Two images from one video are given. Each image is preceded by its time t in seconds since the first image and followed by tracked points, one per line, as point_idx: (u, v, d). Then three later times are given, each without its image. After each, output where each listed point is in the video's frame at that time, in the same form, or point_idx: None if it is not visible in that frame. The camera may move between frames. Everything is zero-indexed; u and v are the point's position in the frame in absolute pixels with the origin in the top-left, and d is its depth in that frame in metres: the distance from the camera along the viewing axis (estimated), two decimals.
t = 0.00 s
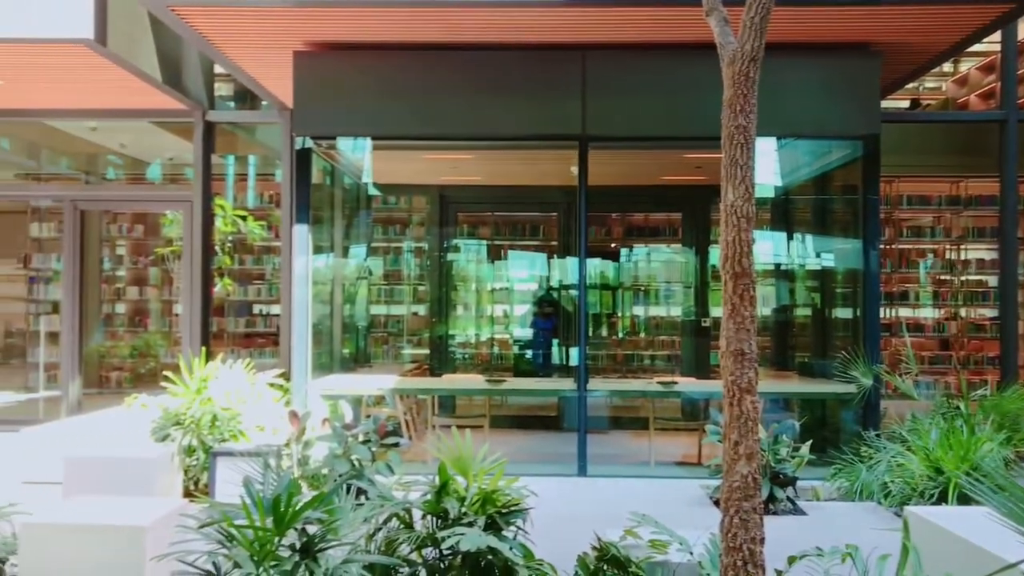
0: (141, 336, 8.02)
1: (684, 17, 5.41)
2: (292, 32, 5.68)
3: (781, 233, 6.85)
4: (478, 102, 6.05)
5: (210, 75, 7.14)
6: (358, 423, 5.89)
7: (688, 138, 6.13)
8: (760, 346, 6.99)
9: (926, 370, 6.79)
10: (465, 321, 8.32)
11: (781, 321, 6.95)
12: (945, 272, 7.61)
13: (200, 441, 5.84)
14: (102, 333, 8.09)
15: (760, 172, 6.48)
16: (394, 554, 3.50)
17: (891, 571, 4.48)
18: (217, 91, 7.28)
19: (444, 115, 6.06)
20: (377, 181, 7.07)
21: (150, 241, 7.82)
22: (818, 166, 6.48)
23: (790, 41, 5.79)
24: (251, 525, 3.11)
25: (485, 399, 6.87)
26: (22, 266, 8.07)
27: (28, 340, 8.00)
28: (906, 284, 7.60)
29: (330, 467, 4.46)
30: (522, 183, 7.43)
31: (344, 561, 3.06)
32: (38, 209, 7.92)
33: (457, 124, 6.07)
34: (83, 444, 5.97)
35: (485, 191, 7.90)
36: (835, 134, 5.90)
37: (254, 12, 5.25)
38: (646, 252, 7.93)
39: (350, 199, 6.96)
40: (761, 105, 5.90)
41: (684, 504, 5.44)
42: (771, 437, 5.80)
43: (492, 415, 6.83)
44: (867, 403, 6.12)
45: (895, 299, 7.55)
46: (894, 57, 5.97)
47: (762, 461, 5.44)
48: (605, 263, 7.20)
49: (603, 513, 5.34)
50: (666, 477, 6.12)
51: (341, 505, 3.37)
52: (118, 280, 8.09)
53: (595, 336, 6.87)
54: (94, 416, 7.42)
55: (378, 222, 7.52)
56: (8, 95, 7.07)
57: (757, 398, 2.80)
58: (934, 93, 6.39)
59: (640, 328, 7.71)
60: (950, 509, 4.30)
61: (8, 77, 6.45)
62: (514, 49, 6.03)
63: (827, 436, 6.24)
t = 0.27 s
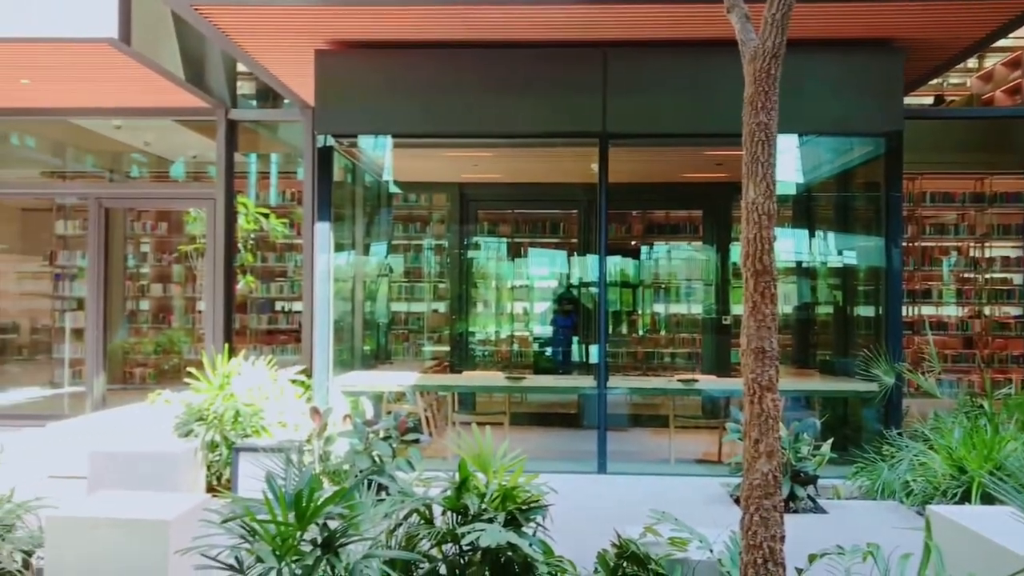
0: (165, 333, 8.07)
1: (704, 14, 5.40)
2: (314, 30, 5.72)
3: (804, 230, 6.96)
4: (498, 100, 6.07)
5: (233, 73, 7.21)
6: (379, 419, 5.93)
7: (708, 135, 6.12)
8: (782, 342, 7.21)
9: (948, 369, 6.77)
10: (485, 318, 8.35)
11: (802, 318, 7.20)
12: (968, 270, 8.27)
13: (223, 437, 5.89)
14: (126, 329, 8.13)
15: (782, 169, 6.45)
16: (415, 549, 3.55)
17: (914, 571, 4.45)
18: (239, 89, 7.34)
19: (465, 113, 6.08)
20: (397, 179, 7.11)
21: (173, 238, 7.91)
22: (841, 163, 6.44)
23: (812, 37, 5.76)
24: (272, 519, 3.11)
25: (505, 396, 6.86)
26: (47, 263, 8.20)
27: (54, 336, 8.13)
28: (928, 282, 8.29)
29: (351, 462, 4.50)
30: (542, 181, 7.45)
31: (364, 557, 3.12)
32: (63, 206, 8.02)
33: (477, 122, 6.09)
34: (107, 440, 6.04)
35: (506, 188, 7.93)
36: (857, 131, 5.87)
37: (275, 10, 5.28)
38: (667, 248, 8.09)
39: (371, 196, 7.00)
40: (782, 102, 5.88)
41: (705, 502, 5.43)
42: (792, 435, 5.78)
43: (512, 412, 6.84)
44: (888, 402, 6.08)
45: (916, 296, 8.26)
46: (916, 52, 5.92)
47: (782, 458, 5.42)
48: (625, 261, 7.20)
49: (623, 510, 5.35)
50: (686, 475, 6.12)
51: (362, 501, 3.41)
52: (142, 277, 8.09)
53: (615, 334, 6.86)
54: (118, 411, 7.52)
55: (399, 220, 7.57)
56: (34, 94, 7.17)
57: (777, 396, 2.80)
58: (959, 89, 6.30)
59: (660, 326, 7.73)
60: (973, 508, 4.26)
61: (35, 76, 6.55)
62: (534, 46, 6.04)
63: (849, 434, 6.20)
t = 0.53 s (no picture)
0: (182, 328, 8.15)
1: (722, 10, 5.37)
2: (330, 28, 5.74)
3: (820, 227, 6.98)
4: (514, 97, 6.06)
5: (250, 70, 7.25)
6: (394, 415, 5.95)
7: (726, 131, 6.09)
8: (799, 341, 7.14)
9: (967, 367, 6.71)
10: (501, 316, 8.32)
11: (818, 316, 7.11)
12: (989, 267, 8.26)
13: (239, 432, 5.93)
14: (143, 324, 8.20)
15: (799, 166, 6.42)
16: (429, 545, 3.57)
17: (931, 571, 4.41)
18: (256, 86, 7.38)
19: (481, 110, 6.08)
20: (413, 175, 7.12)
21: (190, 234, 7.95)
22: (860, 159, 6.37)
23: (830, 33, 5.72)
24: (289, 514, 3.13)
25: (520, 393, 6.87)
26: (66, 259, 8.29)
27: (73, 331, 8.22)
28: (948, 279, 8.21)
29: (366, 459, 4.51)
30: (558, 177, 7.44)
31: (380, 551, 3.09)
32: (82, 202, 8.11)
33: (493, 118, 6.08)
34: (125, 434, 6.10)
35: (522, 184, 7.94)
36: (876, 128, 5.82)
37: (291, 7, 5.30)
38: (685, 246, 8.05)
39: (387, 193, 7.02)
40: (800, 98, 5.84)
41: (721, 501, 5.38)
42: (808, 432, 5.74)
43: (527, 409, 6.85)
44: (906, 400, 6.02)
45: (936, 294, 8.18)
46: (936, 47, 5.86)
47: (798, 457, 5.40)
48: (641, 258, 7.18)
49: (638, 507, 5.35)
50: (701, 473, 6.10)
51: (377, 496, 3.41)
52: (159, 273, 8.22)
53: (631, 331, 6.85)
54: (136, 406, 7.59)
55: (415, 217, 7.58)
56: (54, 91, 7.25)
57: (793, 394, 2.79)
58: (979, 85, 6.24)
59: (675, 324, 7.72)
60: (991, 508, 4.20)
61: (55, 73, 6.61)
62: (551, 43, 6.03)
63: (866, 433, 6.18)
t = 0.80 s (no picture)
0: (195, 324, 8.23)
1: (735, 7, 5.35)
2: (343, 24, 5.74)
3: (834, 225, 6.91)
4: (527, 94, 6.06)
5: (263, 67, 7.25)
6: (405, 412, 5.96)
7: (738, 129, 6.07)
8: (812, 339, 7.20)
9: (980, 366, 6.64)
10: (512, 313, 8.41)
11: (832, 314, 7.14)
12: (1003, 267, 8.29)
13: (251, 428, 5.96)
14: (157, 321, 8.25)
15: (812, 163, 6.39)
16: (440, 542, 3.54)
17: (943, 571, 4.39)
18: (269, 83, 7.39)
19: (493, 107, 6.07)
20: (425, 172, 7.13)
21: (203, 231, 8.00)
22: (873, 157, 6.34)
23: (844, 30, 5.69)
24: (299, 510, 3.13)
25: (531, 390, 6.96)
26: (80, 255, 8.34)
27: (87, 326, 8.27)
28: (962, 277, 8.21)
29: (377, 455, 4.52)
30: (570, 174, 7.43)
31: (390, 548, 3.10)
32: (96, 198, 8.15)
33: (505, 115, 6.08)
34: (137, 429, 6.12)
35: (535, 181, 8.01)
36: (889, 125, 5.79)
37: (305, 4, 5.31)
38: (697, 244, 8.09)
39: (399, 190, 7.01)
40: (814, 96, 5.81)
41: (733, 500, 5.36)
42: (820, 431, 5.71)
43: (538, 406, 6.90)
44: (919, 399, 5.98)
45: (950, 292, 8.19)
46: (951, 44, 5.82)
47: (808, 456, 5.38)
48: (654, 256, 7.18)
49: (649, 506, 5.33)
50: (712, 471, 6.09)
51: (388, 492, 3.42)
52: (173, 269, 8.28)
53: (642, 329, 6.84)
54: (149, 401, 7.63)
55: (427, 214, 7.60)
56: (68, 88, 7.28)
57: (804, 393, 2.77)
58: (994, 83, 6.19)
59: (688, 322, 7.72)
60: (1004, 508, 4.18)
61: (69, 70, 6.64)
62: (563, 40, 6.03)
63: (878, 432, 6.16)
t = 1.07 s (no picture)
0: (205, 321, 8.16)
1: (745, 4, 5.34)
2: (353, 22, 5.76)
3: (845, 223, 6.79)
4: (536, 91, 6.06)
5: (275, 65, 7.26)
6: (414, 409, 5.98)
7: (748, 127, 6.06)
8: (821, 339, 6.82)
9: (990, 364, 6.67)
10: (521, 310, 8.39)
11: (840, 313, 6.82)
12: (1014, 266, 8.20)
13: (261, 424, 5.98)
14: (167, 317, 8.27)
15: (822, 160, 6.39)
16: (446, 538, 3.54)
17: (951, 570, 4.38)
18: (279, 80, 7.41)
19: (502, 104, 6.08)
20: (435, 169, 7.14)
21: (213, 228, 8.04)
22: (883, 155, 6.33)
23: (855, 27, 5.67)
24: (307, 505, 3.16)
25: (540, 387, 6.95)
26: (92, 251, 8.37)
27: (98, 323, 8.31)
28: (973, 276, 8.23)
29: (385, 450, 4.55)
30: (579, 172, 7.43)
31: (396, 544, 3.10)
32: (107, 195, 8.19)
33: (514, 112, 6.08)
34: (148, 425, 6.15)
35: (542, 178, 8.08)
36: (900, 123, 5.77)
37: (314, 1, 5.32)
38: (705, 241, 7.91)
39: (409, 187, 7.05)
40: (824, 93, 5.79)
41: (741, 497, 5.37)
42: (829, 430, 5.69)
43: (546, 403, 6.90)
44: (929, 398, 6.00)
45: (960, 290, 8.23)
46: (963, 41, 5.78)
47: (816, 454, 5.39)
48: (663, 253, 7.20)
49: (656, 503, 5.33)
50: (720, 468, 6.11)
51: (395, 489, 3.43)
52: (183, 266, 8.23)
53: (651, 327, 6.84)
54: (160, 396, 7.66)
55: (436, 211, 7.61)
56: (80, 85, 7.32)
57: (811, 390, 2.78)
58: (1006, 80, 6.15)
59: (698, 319, 7.70)
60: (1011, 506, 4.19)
61: (80, 67, 6.67)
62: (573, 37, 6.03)
63: (887, 430, 6.14)
